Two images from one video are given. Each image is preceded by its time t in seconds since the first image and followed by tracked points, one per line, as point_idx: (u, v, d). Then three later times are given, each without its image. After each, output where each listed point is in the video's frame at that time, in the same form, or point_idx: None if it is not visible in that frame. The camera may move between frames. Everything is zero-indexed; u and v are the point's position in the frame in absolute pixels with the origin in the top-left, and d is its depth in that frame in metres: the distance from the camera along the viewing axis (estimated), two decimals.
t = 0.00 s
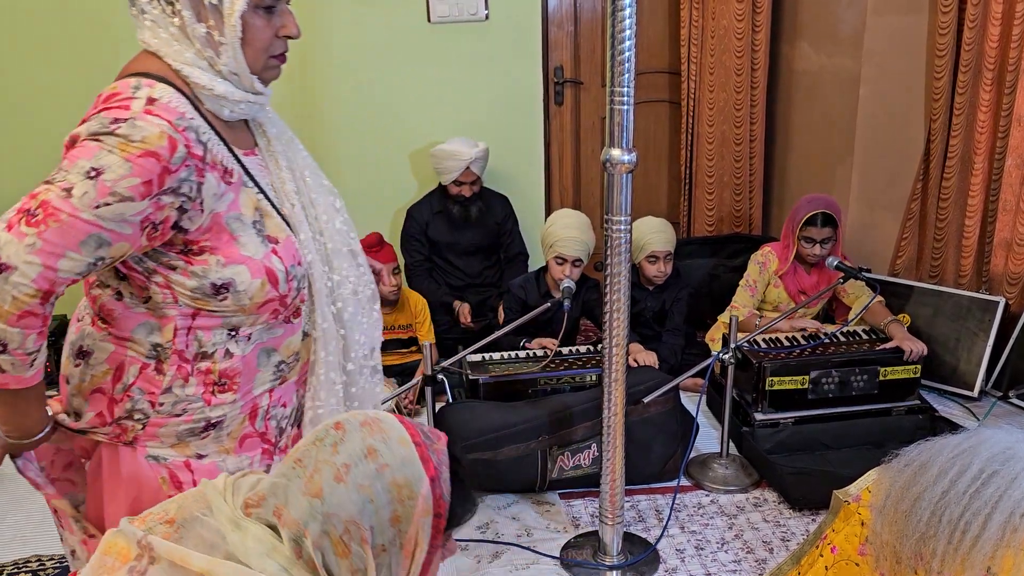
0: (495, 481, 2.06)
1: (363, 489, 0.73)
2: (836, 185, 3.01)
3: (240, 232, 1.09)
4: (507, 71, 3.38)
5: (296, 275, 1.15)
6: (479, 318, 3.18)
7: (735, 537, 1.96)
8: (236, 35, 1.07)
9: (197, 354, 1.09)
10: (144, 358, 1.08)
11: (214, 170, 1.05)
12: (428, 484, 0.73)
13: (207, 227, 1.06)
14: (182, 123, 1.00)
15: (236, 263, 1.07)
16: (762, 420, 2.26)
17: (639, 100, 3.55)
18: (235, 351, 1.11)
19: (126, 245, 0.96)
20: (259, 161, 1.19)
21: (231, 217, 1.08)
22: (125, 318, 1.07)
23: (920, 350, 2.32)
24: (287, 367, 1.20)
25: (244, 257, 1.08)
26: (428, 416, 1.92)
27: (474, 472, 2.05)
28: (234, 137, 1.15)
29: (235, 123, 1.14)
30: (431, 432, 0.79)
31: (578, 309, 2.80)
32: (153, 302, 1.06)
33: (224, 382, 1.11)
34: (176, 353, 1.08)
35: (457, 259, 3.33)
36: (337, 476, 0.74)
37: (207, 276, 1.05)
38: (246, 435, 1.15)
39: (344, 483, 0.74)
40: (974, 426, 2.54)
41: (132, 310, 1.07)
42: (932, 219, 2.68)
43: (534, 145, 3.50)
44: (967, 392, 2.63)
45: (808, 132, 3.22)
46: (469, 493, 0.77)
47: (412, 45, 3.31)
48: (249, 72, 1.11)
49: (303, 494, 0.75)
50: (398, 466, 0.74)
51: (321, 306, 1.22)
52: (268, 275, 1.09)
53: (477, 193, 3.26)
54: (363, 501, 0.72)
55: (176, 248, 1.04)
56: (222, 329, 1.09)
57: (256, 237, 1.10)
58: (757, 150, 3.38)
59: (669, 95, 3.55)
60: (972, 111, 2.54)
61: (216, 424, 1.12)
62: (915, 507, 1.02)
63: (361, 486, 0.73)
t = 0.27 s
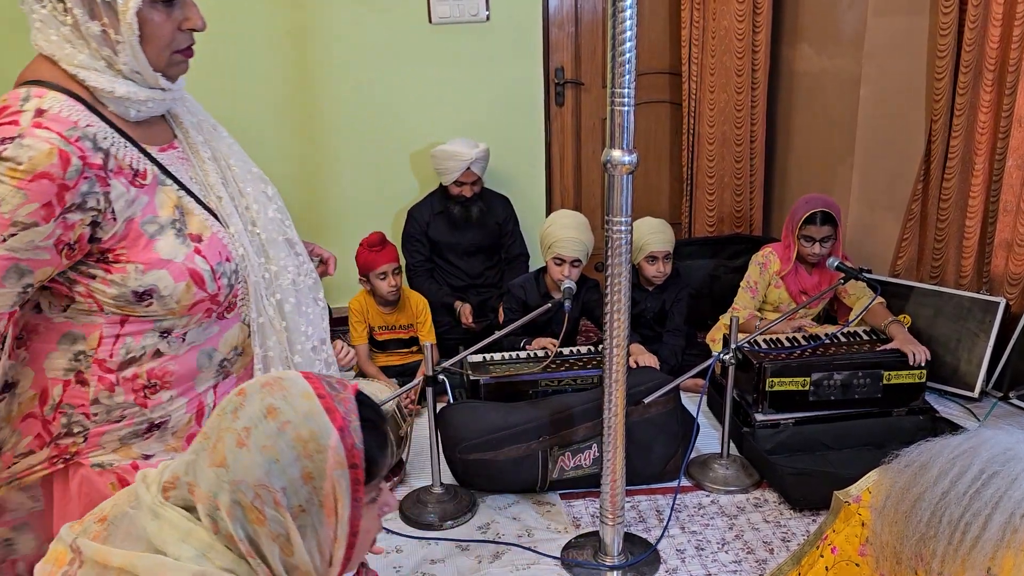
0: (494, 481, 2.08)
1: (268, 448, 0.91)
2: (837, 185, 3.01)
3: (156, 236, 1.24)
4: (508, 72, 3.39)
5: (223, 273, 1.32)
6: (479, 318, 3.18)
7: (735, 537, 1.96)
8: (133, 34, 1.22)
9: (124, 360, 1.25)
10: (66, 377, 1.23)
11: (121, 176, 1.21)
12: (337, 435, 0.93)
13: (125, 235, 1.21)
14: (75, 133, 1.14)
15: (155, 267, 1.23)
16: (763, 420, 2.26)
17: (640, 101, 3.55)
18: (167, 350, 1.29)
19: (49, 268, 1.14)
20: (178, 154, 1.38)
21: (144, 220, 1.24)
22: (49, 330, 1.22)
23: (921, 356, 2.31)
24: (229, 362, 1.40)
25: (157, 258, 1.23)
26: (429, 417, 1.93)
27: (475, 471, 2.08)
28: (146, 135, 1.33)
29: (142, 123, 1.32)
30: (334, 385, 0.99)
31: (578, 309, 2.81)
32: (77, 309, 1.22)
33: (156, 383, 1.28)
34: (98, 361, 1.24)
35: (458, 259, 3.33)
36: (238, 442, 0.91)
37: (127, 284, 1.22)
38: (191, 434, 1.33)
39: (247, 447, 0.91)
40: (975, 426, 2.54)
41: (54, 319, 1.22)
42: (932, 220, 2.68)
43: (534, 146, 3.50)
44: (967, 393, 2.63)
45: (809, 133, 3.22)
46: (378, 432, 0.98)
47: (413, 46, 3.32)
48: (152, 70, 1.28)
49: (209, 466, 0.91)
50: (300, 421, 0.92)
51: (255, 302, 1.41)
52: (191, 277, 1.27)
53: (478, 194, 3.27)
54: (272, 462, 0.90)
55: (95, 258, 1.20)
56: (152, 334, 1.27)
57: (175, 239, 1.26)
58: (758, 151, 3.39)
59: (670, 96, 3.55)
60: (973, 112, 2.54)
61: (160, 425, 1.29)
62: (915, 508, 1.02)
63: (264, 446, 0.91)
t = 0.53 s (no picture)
0: (494, 480, 2.09)
1: (125, 428, 0.81)
2: (837, 185, 3.01)
3: (118, 223, 1.12)
4: (508, 73, 3.39)
5: (189, 258, 1.20)
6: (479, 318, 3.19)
7: (735, 537, 1.96)
8: (74, 23, 1.10)
9: (96, 355, 1.15)
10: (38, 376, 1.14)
11: (76, 163, 1.08)
12: (199, 409, 0.82)
13: (89, 222, 1.10)
14: (23, 122, 1.02)
15: (120, 256, 1.11)
16: (763, 420, 2.26)
17: (640, 101, 3.55)
18: (138, 342, 1.19)
19: (26, 266, 0.99)
20: (137, 143, 1.26)
21: (107, 206, 1.12)
22: (21, 329, 1.12)
23: (921, 351, 2.31)
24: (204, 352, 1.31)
25: (120, 248, 1.11)
26: (429, 416, 1.93)
27: (475, 471, 2.08)
28: (101, 124, 1.21)
29: (95, 112, 1.20)
30: (201, 359, 0.88)
31: (577, 308, 2.81)
32: (47, 308, 1.12)
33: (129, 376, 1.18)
34: (70, 357, 1.14)
35: (459, 259, 3.33)
36: (97, 423, 0.81)
37: (93, 275, 1.10)
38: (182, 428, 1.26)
39: (106, 428, 0.81)
40: (975, 426, 2.54)
41: (24, 320, 1.12)
42: (932, 220, 2.69)
43: (535, 146, 3.50)
44: (967, 393, 2.64)
45: (809, 133, 3.22)
46: (251, 403, 0.86)
47: (413, 46, 3.32)
48: (96, 59, 1.14)
49: (73, 451, 0.82)
50: (159, 396, 0.82)
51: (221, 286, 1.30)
52: (157, 263, 1.15)
53: (478, 193, 3.27)
54: (131, 441, 0.80)
55: (61, 250, 1.08)
56: (126, 325, 1.17)
57: (137, 225, 1.15)
58: (758, 151, 3.39)
59: (669, 96, 3.56)
60: (973, 112, 2.54)
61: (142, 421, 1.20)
62: (915, 508, 1.02)
63: (122, 426, 0.81)
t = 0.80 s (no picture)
0: (494, 479, 2.09)
1: None
2: (837, 184, 3.00)
3: (88, 205, 1.08)
4: (508, 72, 3.39)
5: (160, 240, 1.14)
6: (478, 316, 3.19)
7: (735, 535, 1.96)
8: (45, 15, 1.05)
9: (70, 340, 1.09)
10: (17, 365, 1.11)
11: (46, 146, 1.05)
12: (10, 379, 0.75)
13: (58, 200, 1.06)
14: None
15: (91, 235, 1.07)
16: (763, 418, 2.26)
17: (640, 99, 3.55)
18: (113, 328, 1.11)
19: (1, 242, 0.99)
20: (111, 133, 1.18)
21: (79, 187, 1.08)
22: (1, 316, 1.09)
23: (920, 353, 2.30)
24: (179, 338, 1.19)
25: (89, 227, 1.07)
26: (429, 415, 1.92)
27: (475, 470, 2.08)
28: (75, 115, 1.14)
29: (69, 102, 1.14)
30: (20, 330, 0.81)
31: (576, 307, 2.81)
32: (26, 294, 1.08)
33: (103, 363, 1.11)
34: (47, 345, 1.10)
35: (458, 258, 3.34)
36: None
37: (64, 256, 1.06)
38: (166, 415, 1.18)
39: None
40: (975, 425, 2.54)
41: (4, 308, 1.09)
42: (933, 218, 2.69)
43: (535, 146, 3.50)
44: (967, 391, 2.64)
45: (809, 132, 3.22)
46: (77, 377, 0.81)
47: (412, 45, 3.32)
48: (67, 50, 1.09)
49: None
50: None
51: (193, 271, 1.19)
52: (128, 243, 1.09)
53: (477, 192, 3.27)
54: None
55: (34, 231, 1.05)
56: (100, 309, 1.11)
57: (107, 206, 1.09)
58: (758, 150, 3.38)
59: (669, 95, 3.55)
60: (973, 111, 2.54)
61: (126, 409, 1.13)
62: (915, 506, 1.02)
63: None
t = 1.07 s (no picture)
0: (493, 479, 2.09)
1: None
2: (837, 183, 3.00)
3: (69, 182, 1.09)
4: (507, 71, 3.39)
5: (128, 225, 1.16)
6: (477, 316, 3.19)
7: (734, 535, 1.96)
8: (22, 8, 1.04)
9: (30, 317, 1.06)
10: None
11: (31, 126, 1.06)
12: None
13: (44, 175, 1.06)
14: None
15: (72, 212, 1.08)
16: (763, 417, 2.26)
17: (639, 99, 3.54)
18: (71, 307, 1.10)
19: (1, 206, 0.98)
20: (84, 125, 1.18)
21: (62, 166, 1.09)
22: None
23: (921, 350, 2.30)
24: (137, 323, 1.19)
25: (73, 205, 1.08)
26: (428, 413, 1.92)
27: (474, 469, 2.07)
28: (52, 107, 1.15)
29: (45, 94, 1.14)
30: None
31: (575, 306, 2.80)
32: None
33: (59, 341, 1.10)
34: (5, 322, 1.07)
35: (457, 257, 3.34)
36: None
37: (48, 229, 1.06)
38: (121, 394, 1.18)
39: None
40: (974, 424, 2.54)
41: None
42: (932, 217, 2.69)
43: (534, 145, 3.50)
44: (966, 390, 2.64)
45: (808, 131, 3.22)
46: None
47: (411, 44, 3.32)
48: (43, 44, 1.09)
49: None
50: None
51: (165, 259, 1.20)
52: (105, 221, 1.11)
53: (476, 192, 3.27)
54: None
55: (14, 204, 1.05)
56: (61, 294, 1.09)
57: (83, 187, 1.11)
58: (757, 149, 3.38)
59: (668, 94, 3.55)
60: (972, 110, 2.54)
61: (79, 386, 1.14)
62: (915, 505, 1.02)
63: None
